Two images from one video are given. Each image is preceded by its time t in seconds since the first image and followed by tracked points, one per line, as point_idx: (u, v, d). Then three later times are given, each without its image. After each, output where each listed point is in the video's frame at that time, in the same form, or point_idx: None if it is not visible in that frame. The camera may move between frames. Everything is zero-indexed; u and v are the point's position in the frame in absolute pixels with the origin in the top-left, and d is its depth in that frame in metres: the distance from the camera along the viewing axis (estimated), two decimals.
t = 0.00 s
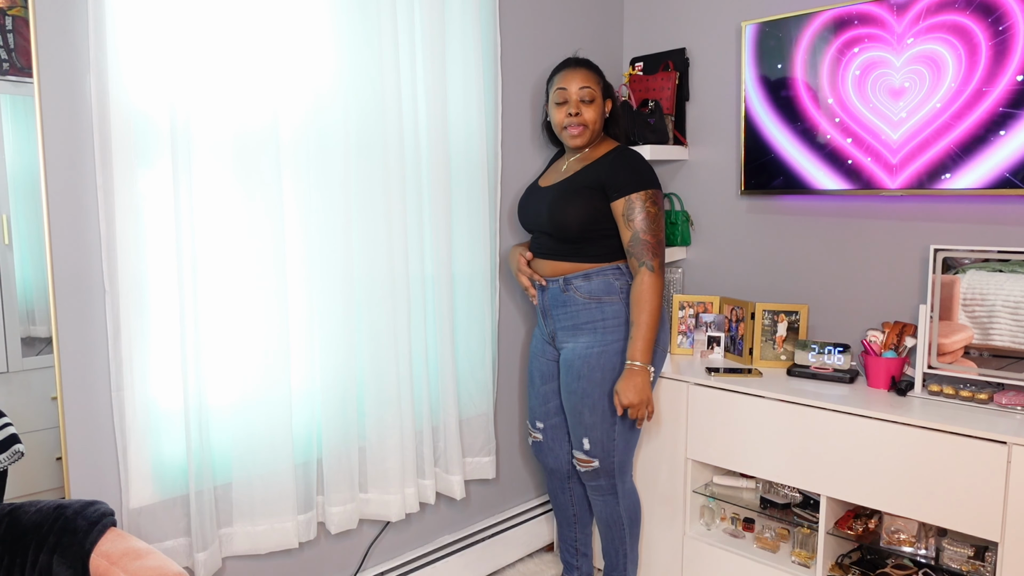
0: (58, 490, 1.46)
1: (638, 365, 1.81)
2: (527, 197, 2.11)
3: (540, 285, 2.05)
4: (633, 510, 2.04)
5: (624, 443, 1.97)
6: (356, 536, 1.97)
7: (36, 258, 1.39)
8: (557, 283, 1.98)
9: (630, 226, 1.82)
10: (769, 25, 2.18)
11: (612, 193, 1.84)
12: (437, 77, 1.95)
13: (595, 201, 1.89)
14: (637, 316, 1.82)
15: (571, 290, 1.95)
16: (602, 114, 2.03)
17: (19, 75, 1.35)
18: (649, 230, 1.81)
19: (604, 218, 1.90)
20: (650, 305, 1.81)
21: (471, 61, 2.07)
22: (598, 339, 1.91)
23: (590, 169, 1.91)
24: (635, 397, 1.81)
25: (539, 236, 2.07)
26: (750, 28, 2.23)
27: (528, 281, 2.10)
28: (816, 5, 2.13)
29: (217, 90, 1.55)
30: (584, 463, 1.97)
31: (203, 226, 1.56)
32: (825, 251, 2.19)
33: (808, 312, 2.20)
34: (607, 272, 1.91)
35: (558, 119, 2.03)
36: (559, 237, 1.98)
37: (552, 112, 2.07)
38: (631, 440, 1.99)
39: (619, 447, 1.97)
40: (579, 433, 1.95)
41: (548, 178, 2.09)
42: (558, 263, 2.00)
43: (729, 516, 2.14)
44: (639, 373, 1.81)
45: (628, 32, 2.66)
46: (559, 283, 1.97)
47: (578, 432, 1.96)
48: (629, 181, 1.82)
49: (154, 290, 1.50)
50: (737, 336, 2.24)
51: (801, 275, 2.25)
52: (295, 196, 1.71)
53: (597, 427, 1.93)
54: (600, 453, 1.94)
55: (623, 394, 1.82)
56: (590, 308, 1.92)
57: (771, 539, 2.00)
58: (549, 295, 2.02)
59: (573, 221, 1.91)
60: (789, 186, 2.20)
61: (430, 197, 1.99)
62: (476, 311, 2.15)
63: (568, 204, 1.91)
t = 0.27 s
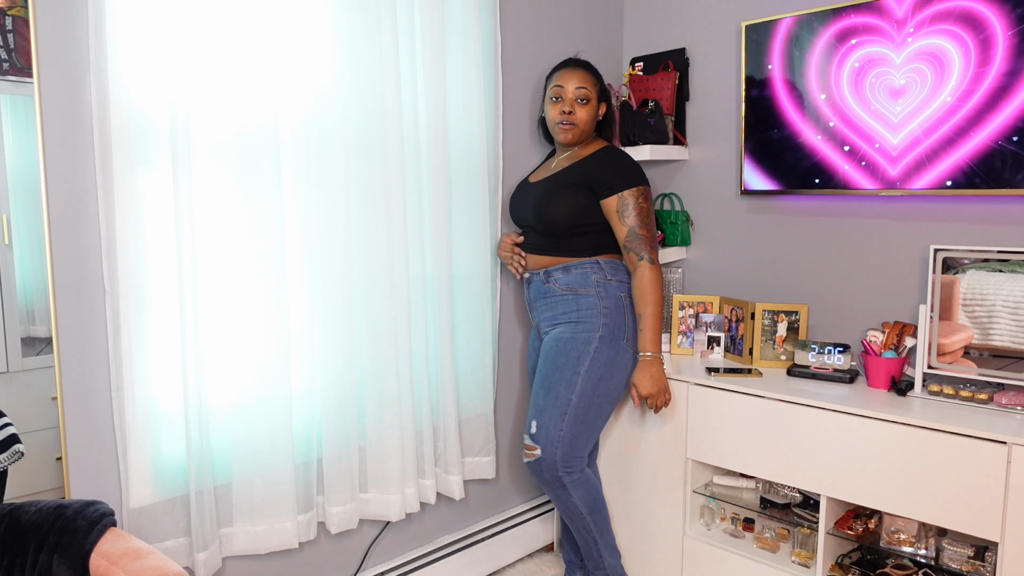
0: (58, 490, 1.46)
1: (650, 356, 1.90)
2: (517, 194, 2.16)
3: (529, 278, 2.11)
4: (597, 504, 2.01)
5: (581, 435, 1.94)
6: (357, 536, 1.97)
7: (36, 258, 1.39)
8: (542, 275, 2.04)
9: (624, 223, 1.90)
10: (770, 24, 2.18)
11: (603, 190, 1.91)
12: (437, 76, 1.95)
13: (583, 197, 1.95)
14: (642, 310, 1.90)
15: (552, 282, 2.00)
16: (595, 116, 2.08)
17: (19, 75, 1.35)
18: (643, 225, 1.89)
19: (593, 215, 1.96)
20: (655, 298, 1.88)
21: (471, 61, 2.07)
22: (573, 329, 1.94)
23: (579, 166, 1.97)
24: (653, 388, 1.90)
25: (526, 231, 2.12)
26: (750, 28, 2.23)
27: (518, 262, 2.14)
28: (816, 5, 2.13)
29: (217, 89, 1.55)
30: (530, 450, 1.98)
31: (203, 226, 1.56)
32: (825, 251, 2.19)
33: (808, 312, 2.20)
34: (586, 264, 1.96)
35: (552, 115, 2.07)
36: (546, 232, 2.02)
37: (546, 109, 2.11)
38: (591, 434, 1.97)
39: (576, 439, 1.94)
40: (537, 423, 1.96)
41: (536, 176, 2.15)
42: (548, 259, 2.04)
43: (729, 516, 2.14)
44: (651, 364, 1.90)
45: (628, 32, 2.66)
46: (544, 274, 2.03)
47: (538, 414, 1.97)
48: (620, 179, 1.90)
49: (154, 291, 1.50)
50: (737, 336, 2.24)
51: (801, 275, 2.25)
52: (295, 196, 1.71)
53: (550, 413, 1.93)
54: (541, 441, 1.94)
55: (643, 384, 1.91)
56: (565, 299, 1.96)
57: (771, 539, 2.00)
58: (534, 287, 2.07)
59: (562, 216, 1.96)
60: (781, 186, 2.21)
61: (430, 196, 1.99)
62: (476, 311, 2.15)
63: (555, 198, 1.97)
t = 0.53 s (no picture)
0: (58, 490, 1.46)
1: (630, 350, 1.90)
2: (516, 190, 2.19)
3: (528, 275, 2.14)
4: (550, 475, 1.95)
5: (533, 395, 1.90)
6: (357, 536, 1.97)
7: (36, 258, 1.39)
8: (537, 270, 2.07)
9: (614, 220, 1.91)
10: (771, 23, 2.18)
11: (596, 189, 1.93)
12: (437, 76, 1.95)
13: (576, 195, 1.97)
14: (626, 305, 1.91)
15: (547, 271, 2.03)
16: (594, 117, 2.08)
17: (19, 75, 1.35)
18: (632, 223, 1.90)
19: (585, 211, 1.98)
20: (639, 293, 1.89)
21: (471, 61, 2.07)
22: (559, 306, 1.96)
23: (572, 166, 1.99)
24: (628, 381, 1.88)
25: (524, 228, 2.15)
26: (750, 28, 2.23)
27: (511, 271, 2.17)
28: (816, 5, 2.13)
29: (217, 89, 1.55)
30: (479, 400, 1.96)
31: (203, 226, 1.56)
32: (825, 251, 2.19)
33: (808, 312, 2.20)
34: (581, 254, 1.98)
35: (552, 115, 2.07)
36: (539, 227, 2.05)
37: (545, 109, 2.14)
38: (546, 400, 1.92)
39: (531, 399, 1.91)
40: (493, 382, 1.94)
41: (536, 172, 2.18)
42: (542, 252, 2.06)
43: (729, 516, 2.14)
44: (630, 359, 1.89)
45: (628, 32, 2.66)
46: (539, 269, 2.06)
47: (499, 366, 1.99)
48: (613, 178, 1.92)
49: (155, 291, 1.50)
50: (737, 336, 2.24)
51: (801, 275, 2.25)
52: (295, 195, 1.71)
53: (507, 366, 1.93)
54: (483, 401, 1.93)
55: (616, 378, 1.89)
56: (558, 286, 1.99)
57: (771, 539, 2.00)
58: (532, 281, 2.10)
59: (557, 215, 1.99)
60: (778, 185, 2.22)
61: (431, 196, 1.99)
62: (476, 311, 2.15)
63: (550, 197, 1.99)
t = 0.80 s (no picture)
0: (58, 490, 1.46)
1: (619, 346, 1.87)
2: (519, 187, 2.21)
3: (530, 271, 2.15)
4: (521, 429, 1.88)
5: (503, 351, 1.87)
6: (357, 536, 1.97)
7: (36, 258, 1.38)
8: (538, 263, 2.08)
9: (607, 216, 1.90)
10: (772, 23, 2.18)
11: (589, 187, 1.93)
12: (437, 76, 1.95)
13: (572, 194, 1.97)
14: (616, 301, 1.88)
15: (546, 259, 2.04)
16: (594, 119, 2.08)
17: (19, 75, 1.34)
18: (624, 220, 1.89)
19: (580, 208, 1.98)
20: (630, 290, 1.87)
21: (471, 61, 2.07)
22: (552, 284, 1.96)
23: (569, 164, 2.00)
24: (616, 376, 1.86)
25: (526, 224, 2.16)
26: (750, 28, 2.23)
27: (519, 261, 2.18)
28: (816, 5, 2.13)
29: (217, 89, 1.55)
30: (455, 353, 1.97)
31: (203, 225, 1.56)
32: (825, 251, 2.19)
33: (808, 312, 2.20)
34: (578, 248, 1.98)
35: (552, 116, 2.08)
36: (539, 225, 2.07)
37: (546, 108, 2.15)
38: (516, 359, 1.87)
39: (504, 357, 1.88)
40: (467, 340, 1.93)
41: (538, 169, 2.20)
42: (542, 248, 2.07)
43: (729, 516, 2.14)
44: (620, 354, 1.86)
45: (628, 33, 2.66)
46: (540, 261, 2.07)
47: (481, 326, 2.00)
48: (606, 175, 1.91)
49: (155, 291, 1.50)
50: (737, 336, 2.24)
51: (801, 275, 2.25)
52: (295, 195, 1.70)
53: (488, 323, 1.93)
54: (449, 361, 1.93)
55: (605, 373, 1.87)
56: (555, 272, 1.99)
57: (771, 539, 2.00)
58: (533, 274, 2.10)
59: (554, 211, 2.00)
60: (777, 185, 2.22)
61: (431, 196, 1.99)
62: (476, 310, 2.15)
63: (546, 195, 2.01)
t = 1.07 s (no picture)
0: (58, 490, 1.46)
1: (612, 348, 1.87)
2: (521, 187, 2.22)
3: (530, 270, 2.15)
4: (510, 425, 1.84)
5: (499, 341, 1.84)
6: (356, 536, 1.97)
7: (36, 257, 1.39)
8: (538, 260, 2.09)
9: (603, 217, 1.89)
10: (771, 24, 2.18)
11: (586, 189, 1.92)
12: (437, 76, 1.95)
13: (568, 195, 1.98)
14: (610, 303, 1.88)
15: (545, 257, 2.04)
16: (593, 122, 2.08)
17: (19, 75, 1.35)
18: (620, 223, 1.88)
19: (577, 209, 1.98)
20: (624, 293, 1.87)
21: (471, 61, 2.07)
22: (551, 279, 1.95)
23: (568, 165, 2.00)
24: (609, 378, 1.85)
25: (526, 222, 2.17)
26: (749, 28, 2.23)
27: (519, 260, 2.19)
28: (816, 5, 2.13)
29: (217, 90, 1.55)
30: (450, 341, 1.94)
31: (202, 225, 1.56)
32: (825, 251, 2.19)
33: (808, 312, 2.20)
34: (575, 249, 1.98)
35: (552, 118, 2.08)
36: (538, 225, 2.08)
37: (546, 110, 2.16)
38: (510, 350, 1.84)
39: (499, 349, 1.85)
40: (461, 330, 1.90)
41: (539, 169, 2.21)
42: (541, 248, 2.08)
43: (729, 516, 2.14)
44: (612, 356, 1.86)
45: (628, 33, 2.66)
46: (540, 259, 2.08)
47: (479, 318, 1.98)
48: (602, 178, 1.90)
49: (155, 291, 1.50)
50: (737, 336, 2.24)
51: (801, 275, 2.25)
52: (295, 195, 1.70)
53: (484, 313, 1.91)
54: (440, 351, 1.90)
55: (598, 375, 1.86)
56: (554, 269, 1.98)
57: (771, 539, 2.00)
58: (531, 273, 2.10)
59: (552, 211, 2.00)
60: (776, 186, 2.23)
61: (430, 196, 1.99)
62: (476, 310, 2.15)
63: (546, 195, 2.01)
